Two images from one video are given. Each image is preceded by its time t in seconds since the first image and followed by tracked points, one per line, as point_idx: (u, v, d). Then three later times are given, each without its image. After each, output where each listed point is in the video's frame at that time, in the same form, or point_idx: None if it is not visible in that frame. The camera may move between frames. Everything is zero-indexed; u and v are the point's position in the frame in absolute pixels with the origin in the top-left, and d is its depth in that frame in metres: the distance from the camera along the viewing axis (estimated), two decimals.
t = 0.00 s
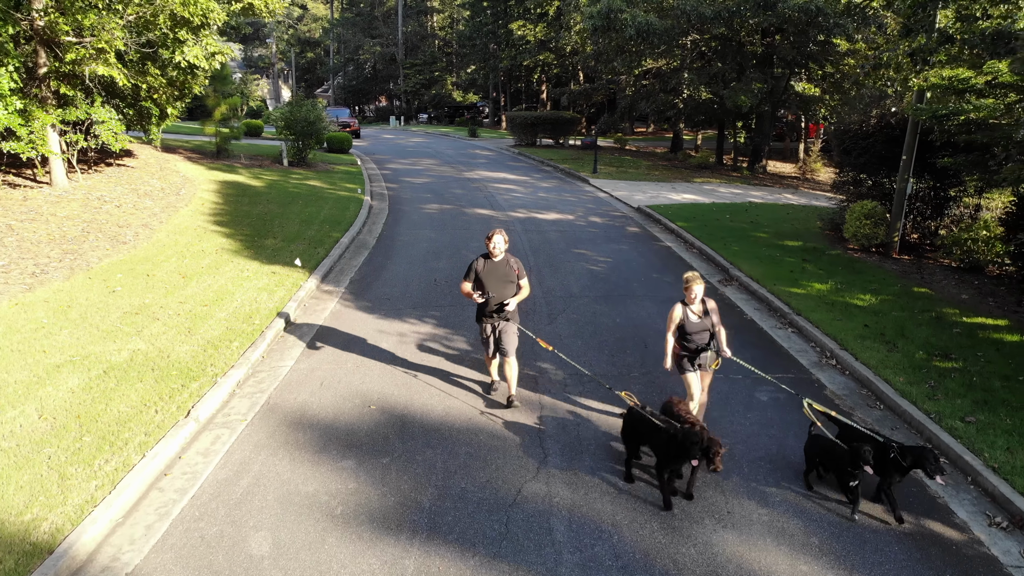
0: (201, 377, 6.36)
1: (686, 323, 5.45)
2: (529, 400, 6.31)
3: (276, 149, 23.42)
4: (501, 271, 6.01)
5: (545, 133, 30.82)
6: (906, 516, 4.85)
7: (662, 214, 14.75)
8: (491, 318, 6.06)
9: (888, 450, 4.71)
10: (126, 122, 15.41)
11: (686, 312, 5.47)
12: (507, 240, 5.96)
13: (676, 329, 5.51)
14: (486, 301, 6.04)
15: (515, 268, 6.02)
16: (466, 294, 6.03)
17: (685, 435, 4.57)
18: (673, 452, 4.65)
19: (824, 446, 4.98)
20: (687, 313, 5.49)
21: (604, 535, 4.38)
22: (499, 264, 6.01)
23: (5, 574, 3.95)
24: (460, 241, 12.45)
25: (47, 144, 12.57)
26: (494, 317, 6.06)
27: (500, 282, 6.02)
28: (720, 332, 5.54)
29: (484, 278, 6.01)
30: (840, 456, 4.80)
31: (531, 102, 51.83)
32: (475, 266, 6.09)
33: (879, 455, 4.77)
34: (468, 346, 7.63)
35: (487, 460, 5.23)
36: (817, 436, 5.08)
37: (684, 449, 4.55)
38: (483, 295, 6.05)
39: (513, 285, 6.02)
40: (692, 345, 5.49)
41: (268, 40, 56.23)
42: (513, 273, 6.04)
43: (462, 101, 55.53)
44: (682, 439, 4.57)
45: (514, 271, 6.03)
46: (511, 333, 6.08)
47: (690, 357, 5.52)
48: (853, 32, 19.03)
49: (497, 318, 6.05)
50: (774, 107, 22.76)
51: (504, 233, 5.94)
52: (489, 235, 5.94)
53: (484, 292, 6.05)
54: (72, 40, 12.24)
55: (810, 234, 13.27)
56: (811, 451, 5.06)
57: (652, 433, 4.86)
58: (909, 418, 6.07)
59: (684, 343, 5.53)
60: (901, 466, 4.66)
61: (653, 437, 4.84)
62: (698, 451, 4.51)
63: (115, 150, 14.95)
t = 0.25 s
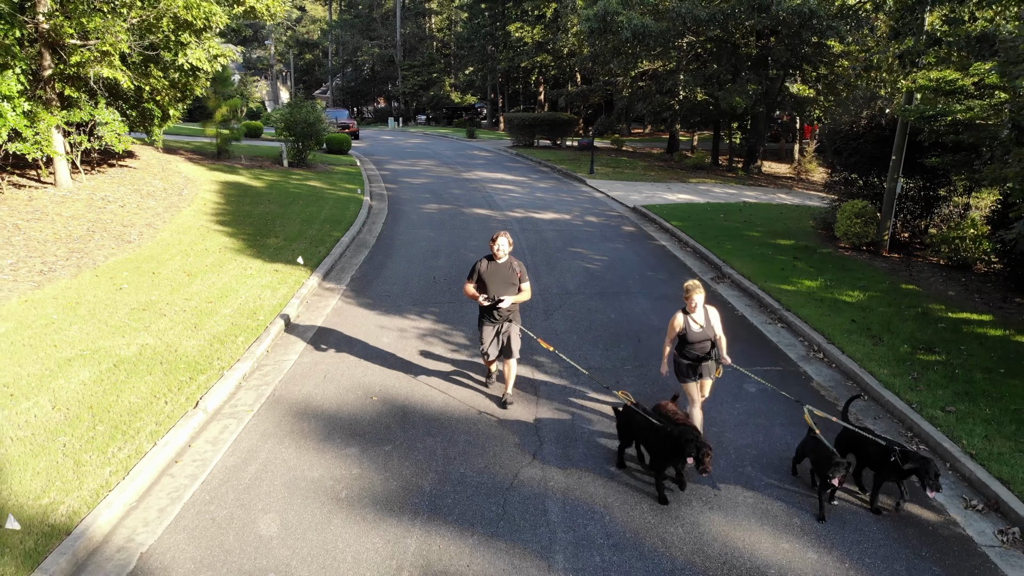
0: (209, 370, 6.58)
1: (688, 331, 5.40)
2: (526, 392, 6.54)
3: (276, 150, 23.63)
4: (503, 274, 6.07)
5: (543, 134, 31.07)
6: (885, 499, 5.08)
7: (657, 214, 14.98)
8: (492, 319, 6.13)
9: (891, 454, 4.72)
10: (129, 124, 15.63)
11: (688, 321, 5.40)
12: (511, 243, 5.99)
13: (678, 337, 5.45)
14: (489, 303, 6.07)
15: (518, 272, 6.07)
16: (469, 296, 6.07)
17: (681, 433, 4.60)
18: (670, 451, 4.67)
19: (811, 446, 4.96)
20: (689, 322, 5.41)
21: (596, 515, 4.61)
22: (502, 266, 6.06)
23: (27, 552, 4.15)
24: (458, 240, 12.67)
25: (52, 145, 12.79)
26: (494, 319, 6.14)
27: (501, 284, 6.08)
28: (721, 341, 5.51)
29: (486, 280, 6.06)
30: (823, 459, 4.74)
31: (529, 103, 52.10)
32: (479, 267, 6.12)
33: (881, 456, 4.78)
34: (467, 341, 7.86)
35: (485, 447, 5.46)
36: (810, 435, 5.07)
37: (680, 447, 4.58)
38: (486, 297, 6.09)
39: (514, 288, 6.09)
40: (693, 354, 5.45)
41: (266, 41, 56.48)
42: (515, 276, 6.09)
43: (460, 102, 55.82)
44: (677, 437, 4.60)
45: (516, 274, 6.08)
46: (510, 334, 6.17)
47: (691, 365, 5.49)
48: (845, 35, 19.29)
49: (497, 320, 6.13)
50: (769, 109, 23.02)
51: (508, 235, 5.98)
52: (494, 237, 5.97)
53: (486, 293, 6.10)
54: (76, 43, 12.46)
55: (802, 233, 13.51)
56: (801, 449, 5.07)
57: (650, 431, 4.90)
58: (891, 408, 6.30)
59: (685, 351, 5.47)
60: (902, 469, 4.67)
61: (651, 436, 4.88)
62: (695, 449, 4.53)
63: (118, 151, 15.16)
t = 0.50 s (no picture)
0: (214, 364, 6.77)
1: (688, 329, 5.30)
2: (522, 384, 6.75)
3: (275, 150, 23.81)
4: (502, 274, 6.16)
5: (540, 135, 31.27)
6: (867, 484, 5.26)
7: (653, 213, 15.20)
8: (491, 319, 6.18)
9: (903, 465, 4.81)
10: (131, 124, 15.81)
11: (688, 319, 5.31)
12: (510, 243, 6.10)
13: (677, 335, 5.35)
14: (488, 303, 6.14)
15: (517, 272, 6.15)
16: (468, 296, 6.16)
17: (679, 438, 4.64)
18: (667, 455, 4.73)
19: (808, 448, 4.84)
20: (689, 320, 5.32)
21: (588, 499, 4.81)
22: (501, 266, 6.15)
23: (43, 535, 4.34)
24: (456, 239, 12.86)
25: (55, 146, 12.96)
26: (494, 318, 6.17)
27: (500, 284, 6.17)
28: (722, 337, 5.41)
29: (486, 280, 6.15)
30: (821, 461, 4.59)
31: (526, 104, 52.29)
32: (478, 268, 6.22)
33: (892, 464, 4.86)
34: (464, 336, 8.06)
35: (482, 435, 5.67)
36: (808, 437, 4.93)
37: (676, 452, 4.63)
38: (485, 298, 6.17)
39: (514, 288, 6.17)
40: (693, 352, 5.36)
41: (265, 42, 56.68)
42: (515, 276, 6.16)
43: (458, 103, 56.06)
44: (675, 442, 4.65)
45: (515, 274, 6.16)
46: (509, 334, 6.21)
47: (691, 363, 5.40)
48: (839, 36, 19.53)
49: (497, 320, 6.16)
50: (764, 109, 23.26)
51: (506, 235, 6.12)
52: (492, 238, 6.11)
53: (485, 293, 6.19)
54: (80, 45, 12.65)
55: (795, 232, 13.72)
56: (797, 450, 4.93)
57: (649, 433, 4.95)
58: (876, 398, 6.50)
59: (684, 349, 5.39)
60: (912, 480, 4.79)
61: (649, 438, 4.93)
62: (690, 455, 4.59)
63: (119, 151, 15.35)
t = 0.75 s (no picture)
0: (217, 357, 6.94)
1: (693, 337, 5.35)
2: (518, 376, 6.94)
3: (273, 150, 23.98)
4: (497, 278, 6.07)
5: (537, 135, 31.47)
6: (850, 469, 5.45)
7: (647, 211, 15.40)
8: (488, 324, 6.10)
9: (914, 462, 4.80)
10: (131, 124, 15.97)
11: (694, 326, 5.35)
12: (504, 247, 6.02)
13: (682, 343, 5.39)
14: (485, 307, 6.06)
15: (512, 275, 6.07)
16: (465, 301, 6.08)
17: (675, 440, 4.70)
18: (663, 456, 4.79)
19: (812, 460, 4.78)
20: (695, 326, 5.35)
21: (580, 484, 5.00)
22: (495, 270, 6.07)
23: (56, 518, 4.51)
24: (453, 237, 13.04)
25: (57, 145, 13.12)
26: (490, 323, 6.08)
27: (496, 288, 6.08)
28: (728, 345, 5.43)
29: (481, 284, 6.07)
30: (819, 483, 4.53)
31: (523, 104, 52.49)
32: (473, 273, 6.15)
33: (903, 463, 4.84)
34: (461, 330, 8.24)
35: (480, 424, 5.86)
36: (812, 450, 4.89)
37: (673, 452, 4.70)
38: (482, 301, 6.08)
39: (509, 291, 6.08)
40: (699, 359, 5.40)
41: (262, 43, 56.81)
42: (510, 279, 6.09)
43: (454, 103, 56.22)
44: (671, 443, 4.71)
45: (510, 277, 6.08)
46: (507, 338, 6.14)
47: (696, 370, 5.43)
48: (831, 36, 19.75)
49: (494, 324, 6.07)
50: (758, 109, 23.48)
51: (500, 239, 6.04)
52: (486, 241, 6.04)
53: (481, 298, 6.11)
54: (81, 45, 12.83)
55: (787, 230, 13.92)
56: (801, 461, 4.90)
57: (645, 433, 4.99)
58: (861, 389, 6.68)
59: (690, 357, 5.42)
60: (923, 475, 4.76)
61: (644, 438, 4.98)
62: (685, 455, 4.66)
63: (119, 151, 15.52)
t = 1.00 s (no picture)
0: (220, 349, 7.11)
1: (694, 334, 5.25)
2: (513, 367, 7.13)
3: (272, 149, 24.16)
4: (490, 273, 5.97)
5: (533, 134, 31.66)
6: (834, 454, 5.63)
7: (642, 209, 15.60)
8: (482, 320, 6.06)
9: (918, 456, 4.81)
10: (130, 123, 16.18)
11: (695, 323, 5.24)
12: (497, 242, 5.92)
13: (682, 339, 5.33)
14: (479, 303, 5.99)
15: (506, 270, 6.00)
16: (458, 298, 5.99)
17: (668, 439, 4.57)
18: (655, 456, 4.66)
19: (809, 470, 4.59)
20: (695, 322, 5.24)
21: (574, 468, 5.19)
22: (489, 266, 5.97)
23: (67, 501, 4.68)
24: (450, 234, 13.22)
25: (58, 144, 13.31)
26: (486, 319, 6.04)
27: (490, 283, 6.00)
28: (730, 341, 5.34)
29: (475, 280, 5.98)
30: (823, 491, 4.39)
31: (519, 103, 52.65)
32: (466, 268, 6.04)
33: (906, 458, 4.86)
34: (458, 324, 8.42)
35: (476, 412, 6.05)
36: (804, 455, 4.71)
37: (665, 453, 4.57)
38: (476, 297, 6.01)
39: (504, 286, 6.02)
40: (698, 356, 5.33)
41: (259, 43, 56.99)
42: (504, 274, 6.03)
43: (451, 103, 56.38)
44: (663, 443, 4.58)
45: (504, 272, 6.02)
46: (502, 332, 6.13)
47: (696, 367, 5.36)
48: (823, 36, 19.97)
49: (489, 320, 6.04)
50: (752, 108, 23.72)
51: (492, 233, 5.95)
52: (478, 237, 5.92)
53: (475, 293, 6.03)
54: (82, 45, 13.04)
55: (780, 227, 14.13)
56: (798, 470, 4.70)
57: (639, 434, 4.89)
58: (847, 378, 6.86)
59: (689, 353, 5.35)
60: (928, 470, 4.79)
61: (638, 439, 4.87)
62: (677, 455, 4.52)
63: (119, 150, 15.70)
